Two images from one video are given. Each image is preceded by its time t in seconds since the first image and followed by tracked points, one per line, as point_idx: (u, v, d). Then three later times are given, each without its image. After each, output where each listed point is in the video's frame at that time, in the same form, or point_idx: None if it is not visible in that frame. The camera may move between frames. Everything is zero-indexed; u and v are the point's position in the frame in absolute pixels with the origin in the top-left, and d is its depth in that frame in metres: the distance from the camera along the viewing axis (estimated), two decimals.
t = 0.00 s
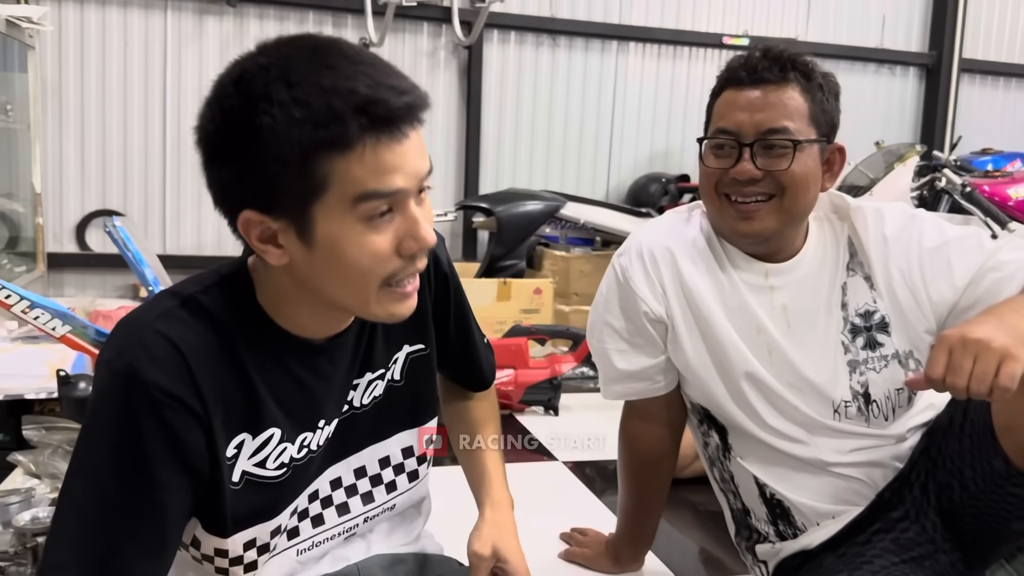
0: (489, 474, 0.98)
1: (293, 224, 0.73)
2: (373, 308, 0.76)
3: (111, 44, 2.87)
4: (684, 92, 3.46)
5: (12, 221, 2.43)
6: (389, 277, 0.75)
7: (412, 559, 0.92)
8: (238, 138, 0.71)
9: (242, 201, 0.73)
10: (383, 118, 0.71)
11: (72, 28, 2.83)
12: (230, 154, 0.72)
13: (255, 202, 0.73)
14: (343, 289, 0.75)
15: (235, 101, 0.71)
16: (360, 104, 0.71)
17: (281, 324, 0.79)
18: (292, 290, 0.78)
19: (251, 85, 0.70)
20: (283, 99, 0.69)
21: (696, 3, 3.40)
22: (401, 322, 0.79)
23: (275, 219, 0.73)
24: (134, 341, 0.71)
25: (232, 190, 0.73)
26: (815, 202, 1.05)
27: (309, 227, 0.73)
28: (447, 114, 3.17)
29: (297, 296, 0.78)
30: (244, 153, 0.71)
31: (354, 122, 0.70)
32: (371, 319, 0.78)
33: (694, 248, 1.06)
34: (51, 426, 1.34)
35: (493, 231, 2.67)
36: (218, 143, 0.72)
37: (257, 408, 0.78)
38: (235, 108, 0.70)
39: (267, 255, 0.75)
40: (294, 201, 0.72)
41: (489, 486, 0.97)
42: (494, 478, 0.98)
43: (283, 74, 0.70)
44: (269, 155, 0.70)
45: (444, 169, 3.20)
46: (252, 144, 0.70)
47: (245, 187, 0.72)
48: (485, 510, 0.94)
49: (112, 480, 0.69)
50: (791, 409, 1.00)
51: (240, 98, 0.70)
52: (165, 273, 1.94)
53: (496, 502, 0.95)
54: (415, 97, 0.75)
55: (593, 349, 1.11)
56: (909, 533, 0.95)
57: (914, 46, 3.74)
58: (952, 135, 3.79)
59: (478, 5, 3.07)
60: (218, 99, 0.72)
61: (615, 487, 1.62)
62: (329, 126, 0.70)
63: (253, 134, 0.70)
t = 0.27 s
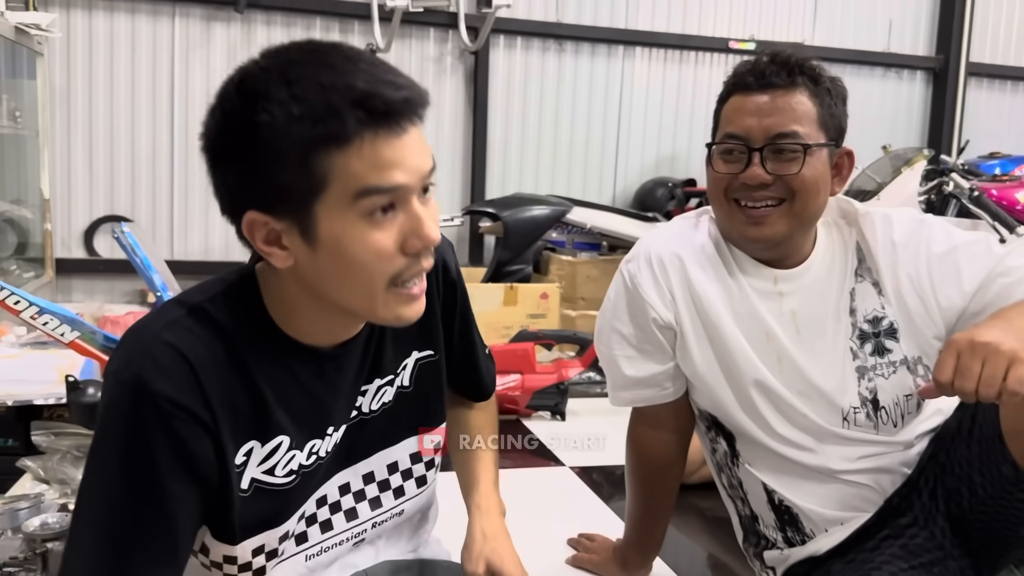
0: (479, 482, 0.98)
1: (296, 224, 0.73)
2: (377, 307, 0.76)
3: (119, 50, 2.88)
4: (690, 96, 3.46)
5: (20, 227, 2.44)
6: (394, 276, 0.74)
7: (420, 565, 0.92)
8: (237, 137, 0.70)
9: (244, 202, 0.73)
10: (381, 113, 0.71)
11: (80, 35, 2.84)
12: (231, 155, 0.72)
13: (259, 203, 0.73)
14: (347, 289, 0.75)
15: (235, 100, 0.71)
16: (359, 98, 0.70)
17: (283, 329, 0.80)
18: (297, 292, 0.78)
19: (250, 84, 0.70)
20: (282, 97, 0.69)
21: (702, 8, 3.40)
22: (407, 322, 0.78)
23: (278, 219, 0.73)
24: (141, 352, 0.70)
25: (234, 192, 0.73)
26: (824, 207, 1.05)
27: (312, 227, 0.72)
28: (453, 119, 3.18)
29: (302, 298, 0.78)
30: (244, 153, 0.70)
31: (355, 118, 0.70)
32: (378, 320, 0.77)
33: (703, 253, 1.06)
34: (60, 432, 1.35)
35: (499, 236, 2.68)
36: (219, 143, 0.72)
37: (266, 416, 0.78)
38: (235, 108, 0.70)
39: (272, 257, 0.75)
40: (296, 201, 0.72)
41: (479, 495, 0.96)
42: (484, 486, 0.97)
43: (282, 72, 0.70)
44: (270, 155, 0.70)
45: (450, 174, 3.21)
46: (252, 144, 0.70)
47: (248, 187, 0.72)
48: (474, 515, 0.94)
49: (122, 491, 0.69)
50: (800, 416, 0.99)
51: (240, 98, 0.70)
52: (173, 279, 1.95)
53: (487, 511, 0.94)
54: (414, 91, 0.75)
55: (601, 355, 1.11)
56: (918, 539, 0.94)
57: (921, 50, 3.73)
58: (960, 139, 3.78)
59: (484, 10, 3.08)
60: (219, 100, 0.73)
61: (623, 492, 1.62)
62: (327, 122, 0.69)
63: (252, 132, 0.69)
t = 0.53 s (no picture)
0: (489, 488, 0.98)
1: (269, 208, 0.74)
2: (361, 283, 0.76)
3: (127, 56, 2.89)
4: (696, 100, 3.46)
5: (29, 231, 2.45)
6: (371, 247, 0.75)
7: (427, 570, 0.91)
8: (198, 127, 0.73)
9: (218, 193, 0.75)
10: (329, 80, 0.73)
11: (88, 40, 2.85)
12: (199, 146, 0.74)
13: (232, 192, 0.75)
14: (326, 267, 0.75)
15: (192, 91, 0.73)
16: (304, 69, 0.72)
17: (275, 324, 0.81)
18: (281, 278, 0.79)
19: (204, 72, 0.73)
20: (233, 79, 0.71)
21: (708, 12, 3.40)
22: (397, 296, 0.78)
23: (252, 205, 0.75)
24: (140, 361, 0.71)
25: (207, 182, 0.76)
26: (832, 212, 1.04)
27: (283, 207, 0.74)
28: (459, 123, 3.18)
29: (292, 288, 0.79)
30: (210, 141, 0.73)
31: (306, 89, 0.72)
32: (366, 297, 0.77)
33: (711, 257, 1.06)
34: (68, 436, 1.35)
35: (505, 240, 2.68)
36: (184, 136, 0.75)
37: (269, 421, 0.78)
38: (193, 99, 0.73)
39: (251, 245, 0.77)
40: (265, 185, 0.73)
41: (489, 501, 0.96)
42: (493, 492, 0.97)
43: (232, 56, 0.73)
44: (233, 139, 0.72)
45: (456, 178, 3.21)
46: (215, 130, 0.72)
47: (219, 176, 0.74)
48: (482, 521, 0.93)
49: (125, 499, 0.70)
50: (808, 421, 0.99)
51: (196, 87, 0.73)
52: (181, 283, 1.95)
53: (496, 517, 0.94)
54: (361, 56, 0.77)
55: (608, 359, 1.11)
56: (927, 543, 0.94)
57: (928, 54, 3.72)
58: (967, 142, 3.77)
59: (491, 15, 3.08)
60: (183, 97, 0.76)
61: (630, 497, 1.62)
62: (278, 97, 0.71)
63: (212, 118, 0.72)
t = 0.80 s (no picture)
0: (503, 490, 0.98)
1: (247, 206, 0.76)
2: (344, 270, 0.77)
3: (134, 62, 2.90)
4: (701, 105, 3.46)
5: (37, 237, 2.46)
6: (348, 232, 0.76)
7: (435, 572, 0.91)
8: (174, 137, 0.76)
9: (201, 199, 0.78)
10: (280, 70, 0.75)
11: (96, 46, 2.86)
12: (176, 154, 0.77)
13: (214, 196, 0.77)
14: (307, 257, 0.76)
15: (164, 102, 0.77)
16: (255, 61, 0.74)
17: (274, 324, 0.83)
18: (270, 277, 0.81)
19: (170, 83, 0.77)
20: (195, 84, 0.74)
21: (714, 17, 3.40)
22: (384, 280, 0.79)
23: (233, 206, 0.77)
24: (142, 366, 0.73)
25: (190, 188, 0.79)
26: (837, 216, 1.04)
27: (259, 203, 0.76)
28: (465, 129, 3.19)
29: (285, 287, 0.81)
30: (186, 148, 0.76)
31: (261, 83, 0.74)
32: (352, 284, 0.78)
33: (716, 262, 1.06)
34: (76, 441, 1.36)
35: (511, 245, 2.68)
36: (163, 148, 0.78)
37: (270, 422, 0.79)
38: (165, 110, 0.76)
39: (237, 246, 0.79)
40: (241, 184, 0.75)
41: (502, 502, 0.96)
42: (507, 494, 0.97)
43: (193, 64, 0.76)
44: (204, 142, 0.75)
45: (461, 183, 3.22)
46: (187, 135, 0.75)
47: (201, 183, 0.77)
48: (496, 524, 0.94)
49: (129, 504, 0.71)
50: (813, 426, 0.99)
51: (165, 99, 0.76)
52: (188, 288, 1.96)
53: (510, 519, 0.94)
54: (310, 45, 0.78)
55: (613, 364, 1.11)
56: (933, 549, 0.94)
57: (934, 58, 3.71)
58: (974, 147, 3.76)
59: (497, 21, 3.09)
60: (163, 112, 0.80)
61: (635, 502, 1.62)
62: (237, 93, 0.73)
63: (182, 124, 0.75)
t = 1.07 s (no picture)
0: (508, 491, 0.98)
1: (239, 211, 0.77)
2: (335, 276, 0.78)
3: (141, 67, 2.92)
4: (706, 108, 3.46)
5: (44, 241, 2.47)
6: (337, 239, 0.76)
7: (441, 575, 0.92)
8: (168, 144, 0.77)
9: (196, 202, 0.79)
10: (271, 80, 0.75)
11: (103, 51, 2.87)
12: (171, 160, 0.78)
13: (208, 200, 0.78)
14: (298, 263, 0.77)
15: (158, 109, 0.78)
16: (245, 72, 0.75)
17: (275, 326, 0.84)
18: (266, 279, 0.82)
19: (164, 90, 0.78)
20: (188, 93, 0.75)
21: (719, 21, 3.41)
22: (374, 282, 0.79)
23: (226, 211, 0.78)
24: (142, 368, 0.74)
25: (186, 193, 0.80)
26: (840, 220, 1.04)
27: (250, 208, 0.76)
28: (470, 132, 3.20)
29: (279, 288, 0.82)
30: (180, 155, 0.77)
31: (253, 92, 0.74)
32: (342, 287, 0.79)
33: (720, 266, 1.06)
34: (83, 444, 1.37)
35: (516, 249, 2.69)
36: (159, 152, 0.79)
37: (270, 422, 0.80)
38: (160, 117, 0.78)
39: (230, 248, 0.80)
40: (233, 190, 0.76)
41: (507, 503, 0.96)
42: (512, 495, 0.97)
43: (187, 72, 0.77)
44: (198, 149, 0.75)
45: (466, 187, 3.23)
46: (181, 142, 0.76)
47: (195, 188, 0.78)
48: (502, 526, 0.93)
49: (131, 504, 0.71)
50: (818, 428, 0.99)
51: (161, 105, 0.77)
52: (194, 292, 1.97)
53: (515, 519, 0.94)
54: (301, 53, 0.79)
55: (619, 368, 1.11)
56: (939, 553, 0.94)
57: (939, 61, 3.71)
58: (979, 150, 3.75)
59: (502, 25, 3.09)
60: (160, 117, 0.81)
61: (641, 506, 1.62)
62: (228, 103, 0.74)
63: (177, 133, 0.76)
